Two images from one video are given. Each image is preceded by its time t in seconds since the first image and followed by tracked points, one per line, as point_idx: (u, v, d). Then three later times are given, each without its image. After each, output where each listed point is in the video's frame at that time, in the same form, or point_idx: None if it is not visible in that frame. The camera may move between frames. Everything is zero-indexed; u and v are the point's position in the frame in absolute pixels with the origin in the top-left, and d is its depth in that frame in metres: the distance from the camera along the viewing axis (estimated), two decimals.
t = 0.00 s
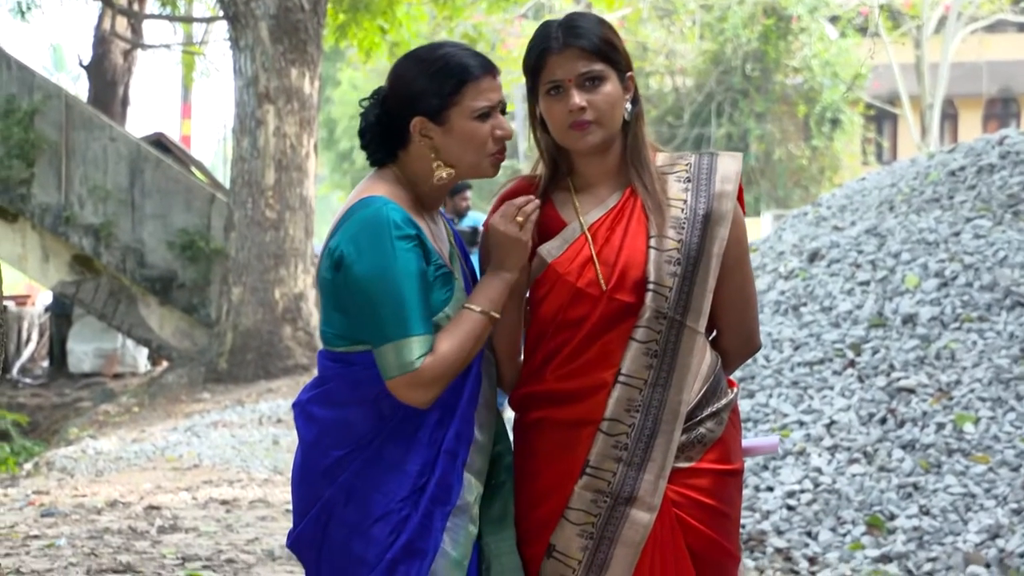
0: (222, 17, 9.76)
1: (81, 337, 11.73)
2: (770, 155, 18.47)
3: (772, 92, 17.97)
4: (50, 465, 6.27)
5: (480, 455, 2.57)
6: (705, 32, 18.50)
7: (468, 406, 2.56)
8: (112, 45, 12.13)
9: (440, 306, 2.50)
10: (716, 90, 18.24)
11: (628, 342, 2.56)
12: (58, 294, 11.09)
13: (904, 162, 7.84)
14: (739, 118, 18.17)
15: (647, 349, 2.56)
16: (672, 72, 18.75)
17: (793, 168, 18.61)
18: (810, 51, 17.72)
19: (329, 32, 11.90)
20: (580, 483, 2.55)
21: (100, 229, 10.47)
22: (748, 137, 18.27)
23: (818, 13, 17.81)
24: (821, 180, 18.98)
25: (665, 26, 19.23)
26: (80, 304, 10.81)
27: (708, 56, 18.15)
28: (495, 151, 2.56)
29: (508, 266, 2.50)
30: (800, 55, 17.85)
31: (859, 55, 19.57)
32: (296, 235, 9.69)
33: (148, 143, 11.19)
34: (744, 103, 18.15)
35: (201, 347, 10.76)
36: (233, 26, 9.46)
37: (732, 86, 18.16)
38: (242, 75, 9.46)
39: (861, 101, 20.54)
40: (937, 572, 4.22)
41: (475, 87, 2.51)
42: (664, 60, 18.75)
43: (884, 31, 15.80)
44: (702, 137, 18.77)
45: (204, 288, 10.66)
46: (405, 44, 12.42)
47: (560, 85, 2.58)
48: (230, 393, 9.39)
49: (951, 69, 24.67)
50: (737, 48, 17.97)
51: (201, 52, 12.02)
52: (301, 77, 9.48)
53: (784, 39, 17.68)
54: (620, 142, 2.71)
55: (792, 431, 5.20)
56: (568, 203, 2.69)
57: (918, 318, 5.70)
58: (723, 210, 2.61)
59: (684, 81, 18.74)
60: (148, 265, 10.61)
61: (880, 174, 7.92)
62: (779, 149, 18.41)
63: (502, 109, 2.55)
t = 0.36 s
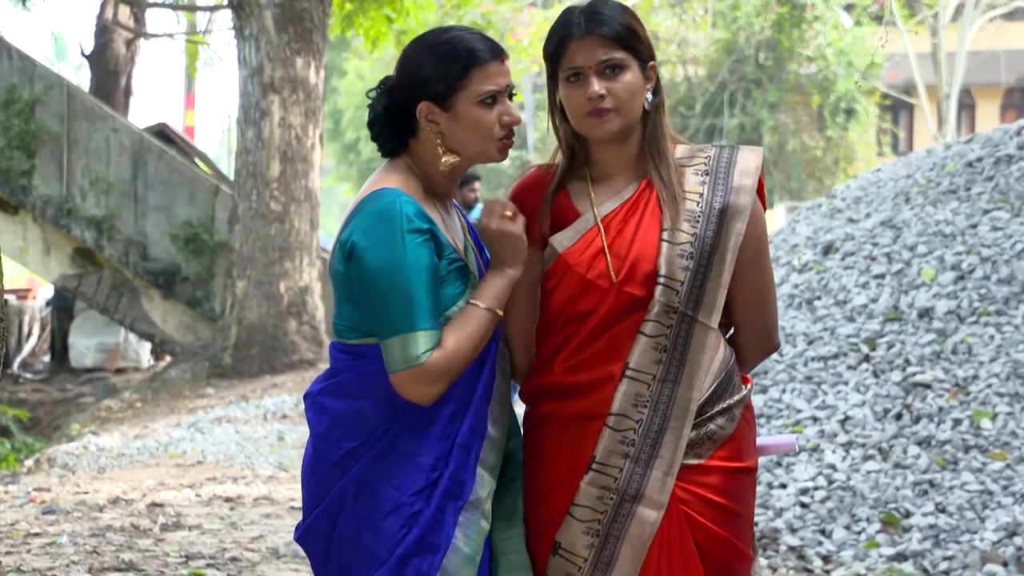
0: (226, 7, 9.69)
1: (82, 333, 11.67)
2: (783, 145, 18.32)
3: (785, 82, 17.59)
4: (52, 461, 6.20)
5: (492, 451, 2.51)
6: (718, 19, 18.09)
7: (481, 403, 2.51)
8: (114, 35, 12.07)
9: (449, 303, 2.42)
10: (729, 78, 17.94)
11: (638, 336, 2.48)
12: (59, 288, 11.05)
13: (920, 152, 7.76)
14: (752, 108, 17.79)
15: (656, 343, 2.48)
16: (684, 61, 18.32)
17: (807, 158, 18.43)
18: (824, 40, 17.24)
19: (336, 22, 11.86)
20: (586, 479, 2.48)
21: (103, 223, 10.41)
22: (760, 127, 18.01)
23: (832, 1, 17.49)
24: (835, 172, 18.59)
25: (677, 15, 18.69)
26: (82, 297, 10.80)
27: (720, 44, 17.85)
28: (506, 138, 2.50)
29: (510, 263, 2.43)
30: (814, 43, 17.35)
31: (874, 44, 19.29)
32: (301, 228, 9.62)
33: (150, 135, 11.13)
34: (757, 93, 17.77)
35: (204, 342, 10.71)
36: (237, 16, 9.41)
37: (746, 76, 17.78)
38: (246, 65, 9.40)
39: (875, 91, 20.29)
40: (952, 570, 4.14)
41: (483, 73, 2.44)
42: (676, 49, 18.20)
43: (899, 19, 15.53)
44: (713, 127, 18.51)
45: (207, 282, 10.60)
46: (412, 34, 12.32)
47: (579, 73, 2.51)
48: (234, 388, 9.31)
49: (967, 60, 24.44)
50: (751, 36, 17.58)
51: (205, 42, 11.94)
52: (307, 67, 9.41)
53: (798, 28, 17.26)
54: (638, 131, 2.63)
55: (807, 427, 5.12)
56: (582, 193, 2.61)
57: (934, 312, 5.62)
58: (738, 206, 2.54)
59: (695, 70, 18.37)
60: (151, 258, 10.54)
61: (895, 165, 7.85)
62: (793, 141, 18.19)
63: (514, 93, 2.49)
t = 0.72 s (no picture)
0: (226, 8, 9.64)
1: (78, 338, 11.60)
2: (789, 149, 18.28)
3: (791, 84, 17.56)
4: (48, 469, 6.14)
5: (497, 456, 2.49)
6: (723, 21, 17.99)
7: (485, 407, 2.47)
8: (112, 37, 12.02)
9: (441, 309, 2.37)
10: (734, 81, 17.89)
11: (636, 344, 2.44)
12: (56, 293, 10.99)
13: (929, 156, 7.71)
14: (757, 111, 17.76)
15: (655, 351, 2.44)
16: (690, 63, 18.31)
17: (814, 162, 18.44)
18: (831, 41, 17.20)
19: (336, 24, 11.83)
20: (579, 487, 2.45)
21: (99, 227, 10.36)
22: (765, 130, 17.99)
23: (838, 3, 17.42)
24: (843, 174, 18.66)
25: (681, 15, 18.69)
26: (80, 303, 10.74)
27: (726, 46, 17.77)
28: (484, 141, 2.46)
29: (513, 286, 2.38)
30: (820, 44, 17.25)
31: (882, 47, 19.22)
32: (301, 232, 9.56)
33: (148, 137, 11.09)
34: (763, 95, 17.79)
35: (202, 348, 10.66)
36: (236, 17, 9.36)
37: (752, 78, 17.77)
38: (246, 67, 9.35)
39: (881, 93, 20.22)
40: None
41: (455, 70, 2.41)
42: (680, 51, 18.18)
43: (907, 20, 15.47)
44: (718, 129, 18.47)
45: (205, 286, 10.57)
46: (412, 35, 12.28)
47: (592, 76, 2.47)
48: (233, 394, 9.26)
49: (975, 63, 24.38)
50: (756, 37, 17.50)
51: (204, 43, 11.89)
52: (307, 68, 9.36)
53: (804, 29, 17.16)
54: (652, 134, 2.57)
55: (812, 434, 5.06)
56: (590, 198, 2.55)
57: (943, 317, 5.56)
58: (748, 217, 2.48)
59: (700, 72, 18.32)
60: (148, 263, 10.49)
61: (904, 169, 7.79)
62: (800, 143, 18.20)
63: (496, 92, 2.46)
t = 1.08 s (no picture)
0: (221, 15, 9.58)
1: (72, 350, 11.53)
2: (793, 157, 18.23)
3: (795, 92, 17.53)
4: (41, 482, 6.07)
5: (493, 470, 2.50)
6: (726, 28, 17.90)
7: (480, 422, 2.48)
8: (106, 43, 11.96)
9: (421, 330, 2.36)
10: (737, 89, 17.82)
11: (640, 355, 2.48)
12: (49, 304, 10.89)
13: (935, 165, 7.65)
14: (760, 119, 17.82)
15: (660, 363, 2.48)
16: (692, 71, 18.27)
17: (818, 171, 18.47)
18: (836, 49, 17.18)
19: (333, 31, 11.76)
20: (581, 500, 2.48)
21: (93, 237, 10.30)
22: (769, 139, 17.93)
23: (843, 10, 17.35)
24: (847, 184, 18.69)
25: (684, 23, 18.44)
26: (72, 314, 10.62)
27: (729, 54, 17.68)
28: (485, 146, 2.44)
29: (508, 338, 2.40)
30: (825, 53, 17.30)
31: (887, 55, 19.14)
32: (298, 242, 9.50)
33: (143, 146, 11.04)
34: (766, 104, 17.81)
35: (196, 360, 10.60)
36: (232, 24, 9.30)
37: (755, 86, 17.72)
38: (242, 75, 9.29)
39: (886, 102, 20.15)
40: None
41: (454, 77, 2.40)
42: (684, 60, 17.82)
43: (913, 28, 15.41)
44: (721, 138, 18.45)
45: (201, 298, 10.49)
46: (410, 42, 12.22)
47: (595, 87, 2.50)
48: (228, 407, 9.20)
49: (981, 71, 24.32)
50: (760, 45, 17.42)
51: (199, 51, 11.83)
52: (304, 76, 9.30)
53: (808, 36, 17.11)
54: (660, 144, 2.61)
55: (816, 448, 4.99)
56: (597, 203, 2.59)
57: (949, 329, 5.50)
58: (756, 229, 2.52)
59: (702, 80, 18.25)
60: (143, 273, 10.45)
61: (909, 178, 7.74)
62: (804, 152, 18.15)
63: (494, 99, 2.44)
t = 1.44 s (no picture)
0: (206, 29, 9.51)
1: (52, 370, 11.43)
2: (788, 173, 18.18)
3: (789, 107, 17.47)
4: (20, 504, 5.97)
5: (484, 493, 2.51)
6: (719, 42, 17.79)
7: (473, 443, 2.50)
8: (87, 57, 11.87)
9: (409, 355, 2.38)
10: (730, 104, 17.73)
11: (636, 373, 2.49)
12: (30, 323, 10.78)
13: (931, 181, 7.58)
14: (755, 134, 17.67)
15: (656, 381, 2.49)
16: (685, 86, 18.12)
17: (812, 187, 18.42)
18: (830, 62, 17.13)
19: (320, 44, 11.69)
20: (577, 519, 2.50)
21: (74, 254, 10.21)
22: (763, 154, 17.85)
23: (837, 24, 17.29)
24: (844, 201, 18.62)
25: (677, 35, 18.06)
26: (53, 331, 10.56)
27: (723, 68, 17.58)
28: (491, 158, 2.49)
29: (489, 387, 2.42)
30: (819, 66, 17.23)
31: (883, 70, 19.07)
32: (284, 259, 9.42)
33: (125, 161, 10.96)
34: (760, 118, 17.68)
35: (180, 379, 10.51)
36: (217, 37, 9.22)
37: (747, 100, 17.62)
38: (227, 89, 9.21)
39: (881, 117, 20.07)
40: None
41: (466, 95, 2.44)
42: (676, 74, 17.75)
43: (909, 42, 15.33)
44: (714, 153, 18.38)
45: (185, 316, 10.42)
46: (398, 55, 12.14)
47: (585, 104, 2.47)
48: (213, 427, 9.11)
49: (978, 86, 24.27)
50: (754, 59, 17.33)
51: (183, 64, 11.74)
52: (290, 90, 9.24)
53: (803, 50, 17.05)
54: (654, 157, 2.60)
55: (811, 469, 4.92)
56: (592, 217, 2.58)
57: (946, 348, 5.43)
58: (752, 246, 2.52)
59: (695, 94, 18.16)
60: (125, 290, 10.36)
61: (905, 194, 7.67)
62: (799, 167, 18.17)
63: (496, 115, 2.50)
